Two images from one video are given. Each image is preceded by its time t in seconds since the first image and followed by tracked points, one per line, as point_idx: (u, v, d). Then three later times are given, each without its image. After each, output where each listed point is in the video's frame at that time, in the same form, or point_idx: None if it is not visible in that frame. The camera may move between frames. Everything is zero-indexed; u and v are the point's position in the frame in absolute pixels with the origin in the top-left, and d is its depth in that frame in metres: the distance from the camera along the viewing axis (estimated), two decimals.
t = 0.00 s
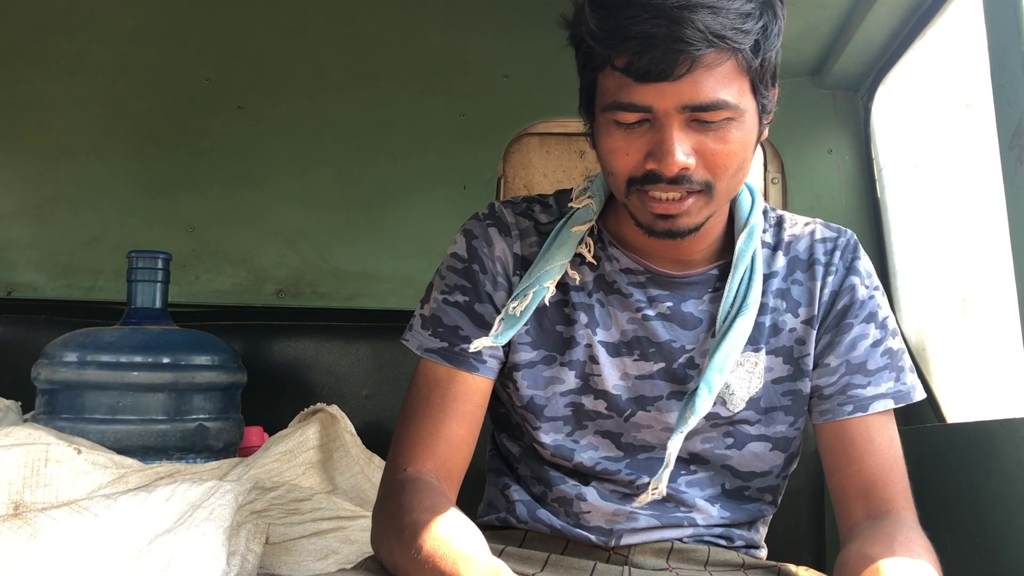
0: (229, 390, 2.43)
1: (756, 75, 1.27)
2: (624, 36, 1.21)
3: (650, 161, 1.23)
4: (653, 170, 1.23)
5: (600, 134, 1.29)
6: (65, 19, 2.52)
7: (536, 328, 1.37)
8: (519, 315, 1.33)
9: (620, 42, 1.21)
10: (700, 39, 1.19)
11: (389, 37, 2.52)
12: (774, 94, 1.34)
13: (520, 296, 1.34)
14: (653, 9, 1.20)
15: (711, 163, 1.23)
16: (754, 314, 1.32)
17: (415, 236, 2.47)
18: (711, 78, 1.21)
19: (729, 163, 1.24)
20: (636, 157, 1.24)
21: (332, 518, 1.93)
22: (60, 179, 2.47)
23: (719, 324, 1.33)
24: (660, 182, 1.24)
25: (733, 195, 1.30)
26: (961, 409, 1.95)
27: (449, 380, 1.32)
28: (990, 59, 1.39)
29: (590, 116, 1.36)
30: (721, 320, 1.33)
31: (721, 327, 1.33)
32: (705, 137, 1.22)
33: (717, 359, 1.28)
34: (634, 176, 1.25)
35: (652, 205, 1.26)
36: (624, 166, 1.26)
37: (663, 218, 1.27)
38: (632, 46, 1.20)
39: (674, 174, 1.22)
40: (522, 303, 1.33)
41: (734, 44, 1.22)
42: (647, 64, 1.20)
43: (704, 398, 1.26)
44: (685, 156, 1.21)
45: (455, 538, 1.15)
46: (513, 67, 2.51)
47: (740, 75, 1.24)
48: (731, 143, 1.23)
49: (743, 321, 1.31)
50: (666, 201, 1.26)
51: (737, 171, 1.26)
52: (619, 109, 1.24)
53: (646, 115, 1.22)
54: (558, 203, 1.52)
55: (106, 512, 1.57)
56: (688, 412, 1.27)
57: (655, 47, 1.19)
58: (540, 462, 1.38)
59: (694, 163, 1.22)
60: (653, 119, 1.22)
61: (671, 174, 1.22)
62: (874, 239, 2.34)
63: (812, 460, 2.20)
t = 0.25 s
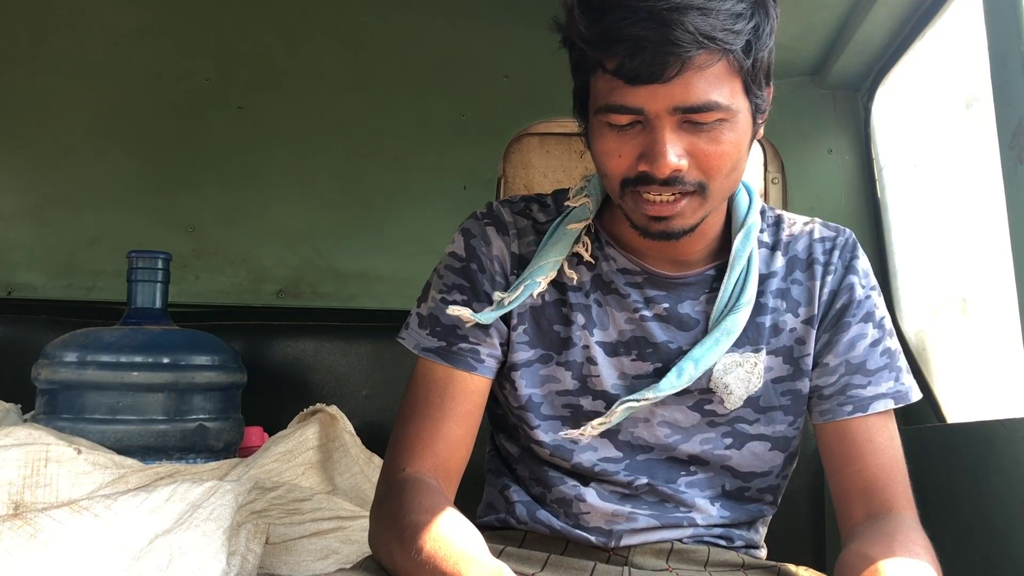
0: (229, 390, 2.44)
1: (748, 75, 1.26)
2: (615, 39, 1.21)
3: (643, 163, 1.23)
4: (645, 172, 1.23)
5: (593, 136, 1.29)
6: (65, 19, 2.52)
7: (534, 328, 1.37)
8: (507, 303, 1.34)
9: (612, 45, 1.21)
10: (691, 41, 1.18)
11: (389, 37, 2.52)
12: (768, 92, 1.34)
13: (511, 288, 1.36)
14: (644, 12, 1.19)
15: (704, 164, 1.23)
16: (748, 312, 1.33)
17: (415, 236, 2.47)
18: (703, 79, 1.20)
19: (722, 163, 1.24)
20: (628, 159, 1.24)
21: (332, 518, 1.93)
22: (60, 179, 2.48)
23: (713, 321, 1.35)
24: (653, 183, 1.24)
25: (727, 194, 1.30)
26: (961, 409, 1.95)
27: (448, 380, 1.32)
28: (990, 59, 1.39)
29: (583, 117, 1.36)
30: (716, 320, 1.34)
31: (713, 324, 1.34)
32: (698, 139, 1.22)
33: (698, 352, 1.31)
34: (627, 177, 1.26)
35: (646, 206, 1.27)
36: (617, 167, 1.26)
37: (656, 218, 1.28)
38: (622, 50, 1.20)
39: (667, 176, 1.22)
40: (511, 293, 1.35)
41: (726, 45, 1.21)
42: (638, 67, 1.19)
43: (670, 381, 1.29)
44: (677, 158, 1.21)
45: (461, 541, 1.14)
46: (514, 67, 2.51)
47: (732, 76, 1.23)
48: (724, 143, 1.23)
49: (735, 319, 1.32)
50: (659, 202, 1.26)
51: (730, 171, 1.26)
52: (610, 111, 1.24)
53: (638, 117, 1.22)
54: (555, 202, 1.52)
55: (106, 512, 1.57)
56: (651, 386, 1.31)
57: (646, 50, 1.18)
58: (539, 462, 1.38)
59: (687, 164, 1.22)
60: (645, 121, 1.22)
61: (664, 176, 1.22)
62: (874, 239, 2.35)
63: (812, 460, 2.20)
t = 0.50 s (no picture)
0: (229, 390, 2.44)
1: (747, 76, 1.26)
2: (613, 42, 1.21)
3: (642, 166, 1.23)
4: (645, 174, 1.24)
5: (592, 138, 1.30)
6: (65, 19, 2.52)
7: (535, 328, 1.37)
8: (514, 313, 1.34)
9: (610, 48, 1.21)
10: (690, 43, 1.18)
11: (389, 37, 2.52)
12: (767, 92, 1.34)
13: (516, 296, 1.35)
14: (642, 15, 1.19)
15: (703, 166, 1.23)
16: (750, 312, 1.33)
17: (415, 235, 2.47)
18: (702, 82, 1.20)
19: (721, 165, 1.24)
20: (628, 162, 1.25)
21: (332, 518, 1.93)
22: (60, 179, 2.48)
23: (714, 323, 1.34)
24: (653, 186, 1.24)
25: (726, 195, 1.30)
26: (961, 409, 1.95)
27: (450, 380, 1.32)
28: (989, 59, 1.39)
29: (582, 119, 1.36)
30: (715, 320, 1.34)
31: (716, 327, 1.33)
32: (698, 141, 1.22)
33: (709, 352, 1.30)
34: (627, 180, 1.26)
35: (646, 208, 1.27)
36: (617, 170, 1.26)
37: (657, 220, 1.28)
38: (621, 53, 1.20)
39: (667, 178, 1.22)
40: (517, 301, 1.34)
41: (724, 47, 1.21)
42: (636, 71, 1.19)
43: (695, 382, 1.28)
44: (677, 160, 1.21)
45: (466, 544, 1.15)
46: (514, 67, 2.51)
47: (731, 77, 1.24)
48: (723, 145, 1.23)
49: (738, 319, 1.32)
50: (660, 204, 1.26)
51: (729, 172, 1.26)
52: (609, 114, 1.24)
53: (637, 120, 1.22)
54: (556, 202, 1.52)
55: (106, 512, 1.57)
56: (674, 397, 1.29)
57: (644, 54, 1.18)
58: (539, 462, 1.38)
59: (687, 167, 1.22)
60: (644, 124, 1.23)
61: (663, 179, 1.22)
62: (874, 240, 2.35)
63: (813, 460, 2.20)
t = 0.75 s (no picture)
0: (229, 390, 2.43)
1: (755, 78, 1.26)
2: (623, 44, 1.20)
3: (651, 167, 1.23)
4: (653, 175, 1.23)
5: (599, 140, 1.29)
6: (65, 19, 2.52)
7: (536, 328, 1.37)
8: (519, 317, 1.33)
9: (619, 50, 1.21)
10: (700, 45, 1.18)
11: (389, 37, 2.52)
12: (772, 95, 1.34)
13: (522, 300, 1.34)
14: (652, 17, 1.19)
15: (712, 167, 1.23)
16: (755, 315, 1.33)
17: (415, 235, 2.47)
18: (711, 82, 1.20)
19: (730, 167, 1.24)
20: (636, 163, 1.24)
21: (332, 518, 1.93)
22: (60, 179, 2.48)
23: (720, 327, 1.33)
24: (661, 187, 1.24)
25: (734, 197, 1.30)
26: (961, 409, 1.95)
27: (448, 381, 1.32)
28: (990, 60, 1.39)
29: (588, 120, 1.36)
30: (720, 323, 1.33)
31: (721, 330, 1.33)
32: (707, 142, 1.22)
33: (721, 361, 1.28)
34: (635, 181, 1.25)
35: (654, 209, 1.27)
36: (624, 171, 1.26)
37: (664, 221, 1.28)
38: (631, 55, 1.20)
39: (676, 180, 1.22)
40: (523, 306, 1.33)
41: (735, 49, 1.22)
42: (646, 72, 1.19)
43: (714, 396, 1.26)
44: (686, 162, 1.21)
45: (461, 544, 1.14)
46: (514, 67, 2.51)
47: (740, 79, 1.24)
48: (732, 146, 1.23)
49: (745, 323, 1.31)
50: (668, 205, 1.26)
51: (737, 174, 1.26)
52: (617, 115, 1.23)
53: (647, 121, 1.22)
54: (557, 202, 1.52)
55: (106, 512, 1.57)
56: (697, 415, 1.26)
57: (655, 55, 1.18)
58: (540, 463, 1.38)
59: (696, 168, 1.22)
60: (653, 125, 1.22)
61: (673, 180, 1.22)
62: (874, 239, 2.35)
63: (812, 460, 2.20)
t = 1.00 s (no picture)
0: (229, 387, 2.43)
1: (847, 97, 1.24)
2: (749, 36, 1.14)
3: (733, 164, 1.20)
4: (735, 172, 1.20)
5: (683, 123, 1.24)
6: (64, 16, 2.51)
7: (570, 316, 1.33)
8: (599, 326, 1.28)
9: (742, 40, 1.15)
10: (819, 58, 1.14)
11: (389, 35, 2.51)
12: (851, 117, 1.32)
13: (593, 304, 1.30)
14: (784, 15, 1.14)
15: (793, 175, 1.21)
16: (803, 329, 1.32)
17: (416, 233, 2.47)
18: (816, 95, 1.17)
19: (805, 178, 1.23)
20: (719, 156, 1.20)
21: (332, 516, 1.93)
22: (60, 176, 2.47)
23: (768, 339, 1.32)
24: (740, 184, 1.21)
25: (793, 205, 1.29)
26: (960, 407, 1.95)
27: (467, 362, 1.29)
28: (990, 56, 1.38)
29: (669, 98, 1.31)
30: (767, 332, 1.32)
31: (769, 342, 1.32)
32: (793, 151, 1.20)
33: (781, 378, 1.28)
34: (708, 172, 1.22)
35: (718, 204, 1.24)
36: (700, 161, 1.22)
37: (724, 216, 1.25)
38: (751, 49, 1.15)
39: (757, 180, 1.20)
40: (597, 311, 1.29)
41: (847, 69, 1.18)
42: (761, 71, 1.15)
43: (780, 408, 1.26)
44: (770, 167, 1.19)
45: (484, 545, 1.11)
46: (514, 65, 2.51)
47: (838, 98, 1.21)
48: (814, 157, 1.21)
49: (795, 337, 1.31)
50: (737, 202, 1.24)
51: (809, 182, 1.25)
52: (715, 103, 1.19)
53: (741, 116, 1.18)
54: (602, 193, 1.48)
55: (106, 510, 1.57)
56: (769, 433, 1.26)
57: (777, 58, 1.14)
58: (557, 464, 1.37)
59: (776, 174, 1.20)
60: (747, 122, 1.18)
61: (751, 181, 1.20)
62: (875, 237, 2.35)
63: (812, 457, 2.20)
